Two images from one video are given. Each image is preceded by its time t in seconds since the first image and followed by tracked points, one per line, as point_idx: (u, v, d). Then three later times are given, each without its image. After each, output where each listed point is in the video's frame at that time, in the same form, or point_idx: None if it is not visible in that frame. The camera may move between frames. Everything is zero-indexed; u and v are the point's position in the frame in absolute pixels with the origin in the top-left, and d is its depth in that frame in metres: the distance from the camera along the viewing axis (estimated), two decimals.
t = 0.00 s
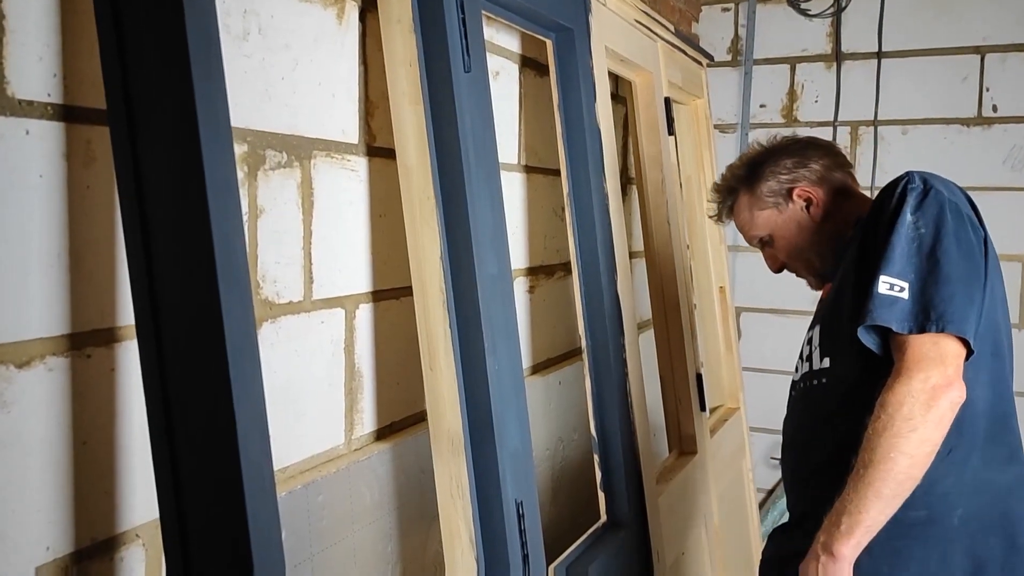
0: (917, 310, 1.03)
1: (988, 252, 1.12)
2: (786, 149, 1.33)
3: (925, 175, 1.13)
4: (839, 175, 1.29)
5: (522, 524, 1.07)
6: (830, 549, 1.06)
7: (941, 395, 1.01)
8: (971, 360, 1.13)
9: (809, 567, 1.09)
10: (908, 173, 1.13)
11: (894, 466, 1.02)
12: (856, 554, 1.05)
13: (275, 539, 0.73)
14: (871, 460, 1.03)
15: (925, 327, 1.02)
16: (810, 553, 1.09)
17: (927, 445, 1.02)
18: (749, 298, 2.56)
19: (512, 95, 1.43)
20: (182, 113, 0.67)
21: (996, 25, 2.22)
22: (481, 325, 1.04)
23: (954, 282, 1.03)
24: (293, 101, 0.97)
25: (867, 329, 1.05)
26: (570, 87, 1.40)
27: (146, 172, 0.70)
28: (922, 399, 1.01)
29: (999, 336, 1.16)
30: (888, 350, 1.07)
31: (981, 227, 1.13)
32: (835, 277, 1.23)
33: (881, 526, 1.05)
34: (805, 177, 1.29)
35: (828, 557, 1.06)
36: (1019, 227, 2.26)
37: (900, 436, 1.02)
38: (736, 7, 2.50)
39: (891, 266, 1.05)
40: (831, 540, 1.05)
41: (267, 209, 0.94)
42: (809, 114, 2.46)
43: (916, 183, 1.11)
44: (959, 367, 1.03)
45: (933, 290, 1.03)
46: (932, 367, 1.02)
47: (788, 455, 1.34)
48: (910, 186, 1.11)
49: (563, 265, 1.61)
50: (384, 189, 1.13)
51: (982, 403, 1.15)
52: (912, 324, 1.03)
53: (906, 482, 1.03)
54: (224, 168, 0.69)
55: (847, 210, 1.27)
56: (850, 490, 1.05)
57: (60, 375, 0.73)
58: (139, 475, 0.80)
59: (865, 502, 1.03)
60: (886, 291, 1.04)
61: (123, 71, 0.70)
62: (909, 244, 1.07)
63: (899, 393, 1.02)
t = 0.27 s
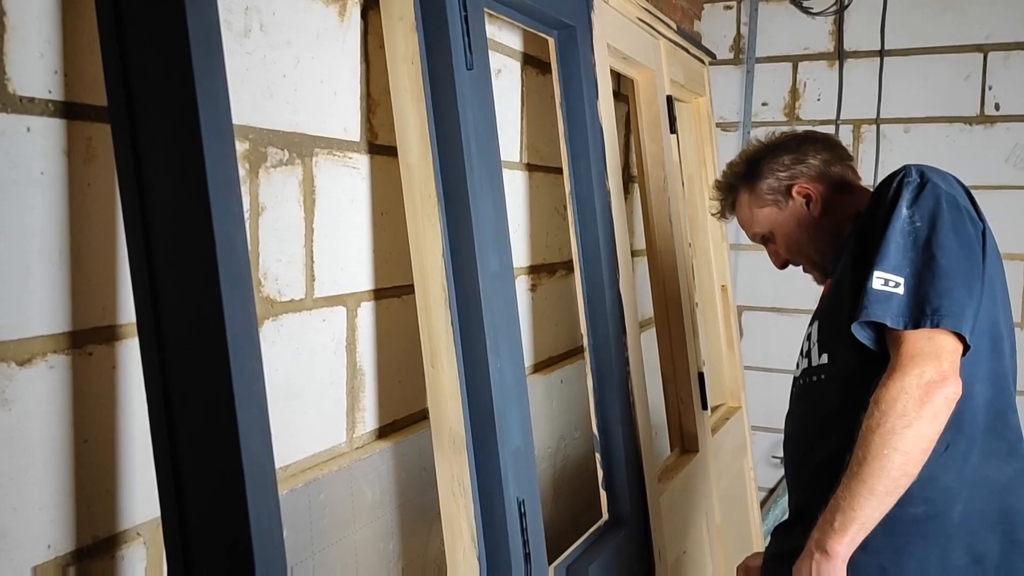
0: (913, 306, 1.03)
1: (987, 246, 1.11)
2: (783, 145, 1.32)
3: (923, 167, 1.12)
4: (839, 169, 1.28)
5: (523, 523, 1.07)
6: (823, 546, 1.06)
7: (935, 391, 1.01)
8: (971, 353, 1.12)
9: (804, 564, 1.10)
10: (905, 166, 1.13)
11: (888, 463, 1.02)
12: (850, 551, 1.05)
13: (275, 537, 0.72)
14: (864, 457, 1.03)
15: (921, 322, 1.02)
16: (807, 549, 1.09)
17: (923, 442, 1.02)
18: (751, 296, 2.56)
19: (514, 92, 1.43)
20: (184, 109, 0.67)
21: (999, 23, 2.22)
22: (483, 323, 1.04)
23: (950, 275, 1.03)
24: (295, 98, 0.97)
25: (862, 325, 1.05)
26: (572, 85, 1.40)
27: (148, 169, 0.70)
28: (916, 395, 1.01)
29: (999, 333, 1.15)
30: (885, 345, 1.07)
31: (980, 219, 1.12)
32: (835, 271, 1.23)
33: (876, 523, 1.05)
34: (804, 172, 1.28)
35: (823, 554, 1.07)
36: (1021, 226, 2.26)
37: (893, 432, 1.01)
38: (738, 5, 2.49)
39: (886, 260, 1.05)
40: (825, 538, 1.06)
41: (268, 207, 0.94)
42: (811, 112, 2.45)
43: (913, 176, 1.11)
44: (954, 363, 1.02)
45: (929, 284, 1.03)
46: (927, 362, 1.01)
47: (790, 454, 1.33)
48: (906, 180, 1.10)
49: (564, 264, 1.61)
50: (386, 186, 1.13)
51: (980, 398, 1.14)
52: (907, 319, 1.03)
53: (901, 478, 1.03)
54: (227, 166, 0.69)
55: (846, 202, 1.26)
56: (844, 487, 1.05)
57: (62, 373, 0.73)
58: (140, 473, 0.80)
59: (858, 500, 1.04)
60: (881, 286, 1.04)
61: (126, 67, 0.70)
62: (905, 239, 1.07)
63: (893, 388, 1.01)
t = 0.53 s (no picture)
0: (903, 306, 1.03)
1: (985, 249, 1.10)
2: (787, 150, 1.32)
3: (920, 168, 1.12)
4: (842, 172, 1.27)
5: (525, 523, 1.07)
6: (798, 544, 1.06)
7: (921, 394, 1.00)
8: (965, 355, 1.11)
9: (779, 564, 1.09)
10: (902, 167, 1.13)
11: (870, 465, 1.01)
12: (825, 551, 1.05)
13: (276, 537, 0.72)
14: (846, 456, 1.03)
15: (910, 323, 1.01)
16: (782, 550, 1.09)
17: (906, 445, 1.01)
18: (752, 296, 2.55)
19: (516, 91, 1.42)
20: (184, 109, 0.67)
21: (1002, 22, 2.21)
22: (484, 322, 1.03)
23: (941, 274, 1.02)
24: (296, 97, 0.97)
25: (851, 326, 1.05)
26: (574, 84, 1.40)
27: (148, 168, 0.69)
28: (901, 396, 1.00)
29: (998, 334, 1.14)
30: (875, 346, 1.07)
31: (979, 221, 1.11)
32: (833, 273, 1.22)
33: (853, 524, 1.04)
34: (806, 175, 1.28)
35: (797, 553, 1.06)
36: None
37: (876, 433, 1.01)
38: (740, 4, 2.48)
39: (877, 261, 1.05)
40: (800, 536, 1.05)
41: (269, 206, 0.93)
42: (813, 111, 2.44)
43: (909, 177, 1.10)
44: (943, 366, 1.01)
45: (919, 285, 1.02)
46: (914, 363, 1.01)
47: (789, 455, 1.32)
48: (901, 181, 1.10)
49: (566, 263, 1.61)
50: (387, 185, 1.13)
51: (976, 400, 1.13)
52: (897, 320, 1.02)
53: (882, 481, 1.02)
54: (228, 165, 0.69)
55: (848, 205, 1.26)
56: (823, 486, 1.05)
57: (63, 372, 0.73)
58: (141, 472, 0.80)
59: (836, 499, 1.03)
60: (870, 287, 1.03)
61: (127, 66, 0.69)
62: (898, 240, 1.07)
63: (879, 388, 1.01)
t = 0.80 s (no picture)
0: (891, 311, 1.02)
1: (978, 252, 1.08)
2: (807, 129, 1.31)
3: (912, 167, 1.11)
4: (855, 160, 1.25)
5: (525, 523, 1.06)
6: (781, 560, 1.04)
7: (907, 402, 0.99)
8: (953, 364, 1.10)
9: None
10: (894, 166, 1.12)
11: (856, 476, 1.00)
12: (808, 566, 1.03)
13: (276, 537, 0.72)
14: (830, 467, 1.02)
15: (896, 330, 1.01)
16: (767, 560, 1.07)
17: (891, 455, 1.00)
18: (753, 296, 2.55)
19: (517, 90, 1.42)
20: (184, 109, 0.67)
21: (1004, 21, 2.21)
22: (485, 322, 1.03)
23: (929, 280, 1.01)
24: (296, 96, 0.96)
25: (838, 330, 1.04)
26: (575, 83, 1.40)
27: (148, 168, 0.69)
28: (886, 405, 1.00)
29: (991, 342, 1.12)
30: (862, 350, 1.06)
31: (971, 222, 1.09)
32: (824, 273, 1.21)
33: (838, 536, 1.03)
34: (815, 157, 1.27)
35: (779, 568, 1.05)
36: None
37: (860, 443, 1.00)
38: (742, 3, 2.48)
39: (864, 264, 1.04)
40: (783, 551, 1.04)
41: (269, 205, 0.93)
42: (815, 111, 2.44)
43: (901, 176, 1.09)
44: (930, 374, 1.01)
45: (907, 290, 1.02)
46: (900, 371, 1.00)
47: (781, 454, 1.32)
48: (892, 180, 1.09)
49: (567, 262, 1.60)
50: (387, 184, 1.12)
51: (966, 410, 1.12)
52: (883, 325, 1.02)
53: (867, 492, 1.01)
54: (228, 165, 0.68)
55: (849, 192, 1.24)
56: (808, 498, 1.04)
57: (62, 371, 0.73)
58: (141, 472, 0.80)
59: (820, 512, 1.02)
60: (857, 291, 1.03)
61: (127, 64, 0.69)
62: (887, 243, 1.06)
63: (865, 397, 1.00)
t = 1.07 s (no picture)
0: (846, 323, 0.98)
1: (953, 258, 1.01)
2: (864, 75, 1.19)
3: (889, 163, 1.04)
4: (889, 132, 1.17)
5: (526, 523, 1.06)
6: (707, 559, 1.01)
7: (852, 415, 0.95)
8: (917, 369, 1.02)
9: None
10: (869, 161, 1.06)
11: (793, 485, 0.97)
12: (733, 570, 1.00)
13: (276, 537, 0.72)
14: (766, 471, 0.98)
15: (851, 342, 0.96)
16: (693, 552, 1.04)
17: (833, 469, 0.96)
18: (754, 296, 2.55)
19: (517, 90, 1.42)
20: (184, 108, 0.66)
21: (1005, 20, 2.21)
22: (485, 322, 1.03)
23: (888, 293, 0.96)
24: (297, 96, 0.96)
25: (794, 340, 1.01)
26: (575, 82, 1.40)
27: (147, 167, 0.69)
28: (830, 418, 0.95)
29: (965, 351, 1.04)
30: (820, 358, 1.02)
31: (949, 225, 1.02)
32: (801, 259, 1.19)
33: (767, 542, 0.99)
34: (855, 113, 1.17)
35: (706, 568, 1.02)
36: None
37: (798, 451, 0.96)
38: (743, 3, 2.48)
39: (825, 270, 1.00)
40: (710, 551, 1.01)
41: (270, 205, 0.93)
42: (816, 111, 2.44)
43: (873, 173, 1.03)
44: (881, 390, 0.96)
45: (865, 301, 0.97)
46: (849, 385, 0.96)
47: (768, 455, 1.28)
48: (865, 177, 1.04)
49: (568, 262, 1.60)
50: (387, 184, 1.12)
51: (925, 421, 1.03)
52: (839, 336, 0.98)
53: (803, 501, 0.97)
54: (228, 165, 0.68)
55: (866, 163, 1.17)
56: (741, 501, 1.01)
57: (62, 371, 0.73)
58: (140, 472, 0.80)
59: (749, 516, 0.99)
60: (814, 298, 0.99)
61: (127, 63, 0.69)
62: (852, 246, 1.01)
63: (808, 407, 0.96)
